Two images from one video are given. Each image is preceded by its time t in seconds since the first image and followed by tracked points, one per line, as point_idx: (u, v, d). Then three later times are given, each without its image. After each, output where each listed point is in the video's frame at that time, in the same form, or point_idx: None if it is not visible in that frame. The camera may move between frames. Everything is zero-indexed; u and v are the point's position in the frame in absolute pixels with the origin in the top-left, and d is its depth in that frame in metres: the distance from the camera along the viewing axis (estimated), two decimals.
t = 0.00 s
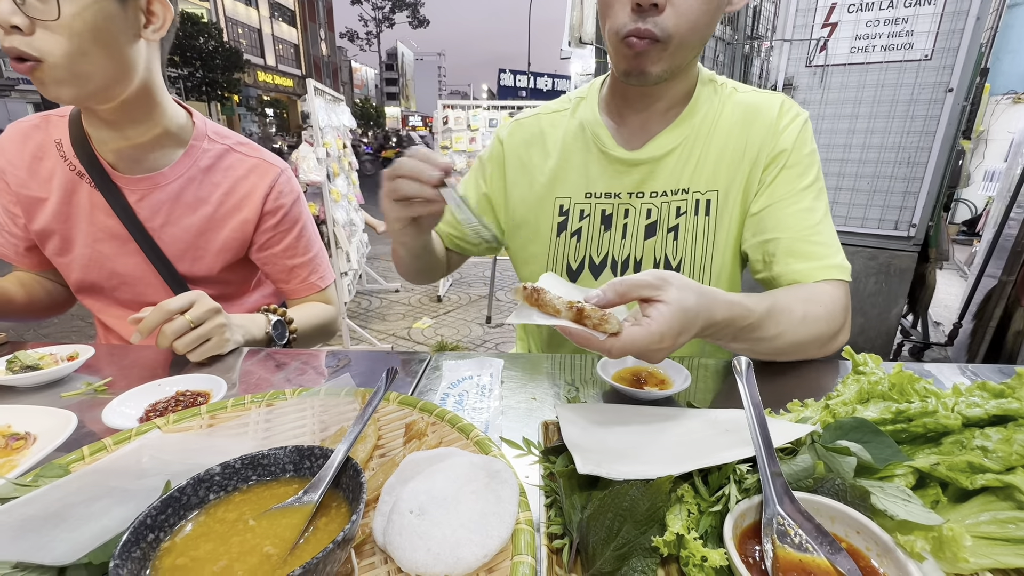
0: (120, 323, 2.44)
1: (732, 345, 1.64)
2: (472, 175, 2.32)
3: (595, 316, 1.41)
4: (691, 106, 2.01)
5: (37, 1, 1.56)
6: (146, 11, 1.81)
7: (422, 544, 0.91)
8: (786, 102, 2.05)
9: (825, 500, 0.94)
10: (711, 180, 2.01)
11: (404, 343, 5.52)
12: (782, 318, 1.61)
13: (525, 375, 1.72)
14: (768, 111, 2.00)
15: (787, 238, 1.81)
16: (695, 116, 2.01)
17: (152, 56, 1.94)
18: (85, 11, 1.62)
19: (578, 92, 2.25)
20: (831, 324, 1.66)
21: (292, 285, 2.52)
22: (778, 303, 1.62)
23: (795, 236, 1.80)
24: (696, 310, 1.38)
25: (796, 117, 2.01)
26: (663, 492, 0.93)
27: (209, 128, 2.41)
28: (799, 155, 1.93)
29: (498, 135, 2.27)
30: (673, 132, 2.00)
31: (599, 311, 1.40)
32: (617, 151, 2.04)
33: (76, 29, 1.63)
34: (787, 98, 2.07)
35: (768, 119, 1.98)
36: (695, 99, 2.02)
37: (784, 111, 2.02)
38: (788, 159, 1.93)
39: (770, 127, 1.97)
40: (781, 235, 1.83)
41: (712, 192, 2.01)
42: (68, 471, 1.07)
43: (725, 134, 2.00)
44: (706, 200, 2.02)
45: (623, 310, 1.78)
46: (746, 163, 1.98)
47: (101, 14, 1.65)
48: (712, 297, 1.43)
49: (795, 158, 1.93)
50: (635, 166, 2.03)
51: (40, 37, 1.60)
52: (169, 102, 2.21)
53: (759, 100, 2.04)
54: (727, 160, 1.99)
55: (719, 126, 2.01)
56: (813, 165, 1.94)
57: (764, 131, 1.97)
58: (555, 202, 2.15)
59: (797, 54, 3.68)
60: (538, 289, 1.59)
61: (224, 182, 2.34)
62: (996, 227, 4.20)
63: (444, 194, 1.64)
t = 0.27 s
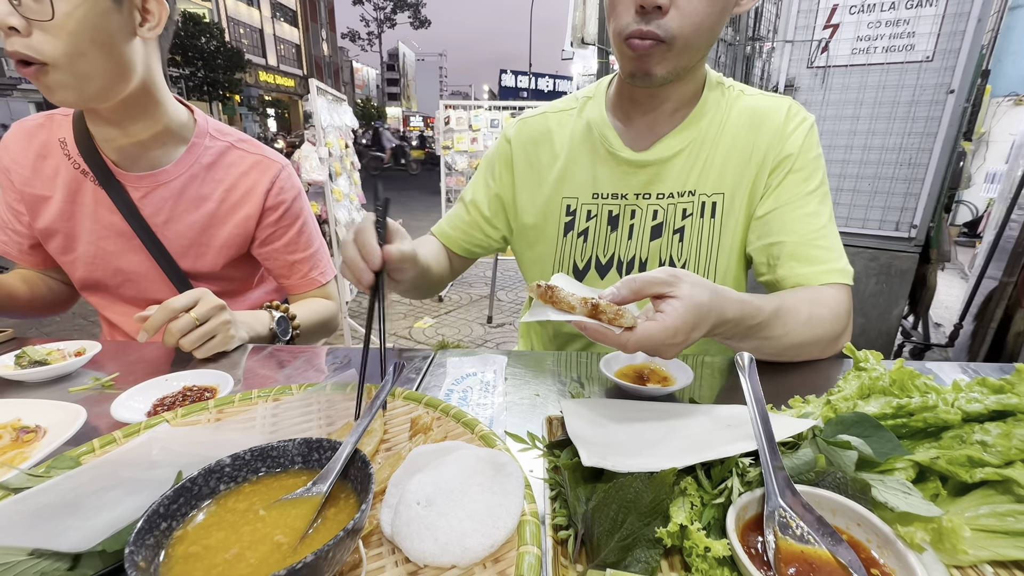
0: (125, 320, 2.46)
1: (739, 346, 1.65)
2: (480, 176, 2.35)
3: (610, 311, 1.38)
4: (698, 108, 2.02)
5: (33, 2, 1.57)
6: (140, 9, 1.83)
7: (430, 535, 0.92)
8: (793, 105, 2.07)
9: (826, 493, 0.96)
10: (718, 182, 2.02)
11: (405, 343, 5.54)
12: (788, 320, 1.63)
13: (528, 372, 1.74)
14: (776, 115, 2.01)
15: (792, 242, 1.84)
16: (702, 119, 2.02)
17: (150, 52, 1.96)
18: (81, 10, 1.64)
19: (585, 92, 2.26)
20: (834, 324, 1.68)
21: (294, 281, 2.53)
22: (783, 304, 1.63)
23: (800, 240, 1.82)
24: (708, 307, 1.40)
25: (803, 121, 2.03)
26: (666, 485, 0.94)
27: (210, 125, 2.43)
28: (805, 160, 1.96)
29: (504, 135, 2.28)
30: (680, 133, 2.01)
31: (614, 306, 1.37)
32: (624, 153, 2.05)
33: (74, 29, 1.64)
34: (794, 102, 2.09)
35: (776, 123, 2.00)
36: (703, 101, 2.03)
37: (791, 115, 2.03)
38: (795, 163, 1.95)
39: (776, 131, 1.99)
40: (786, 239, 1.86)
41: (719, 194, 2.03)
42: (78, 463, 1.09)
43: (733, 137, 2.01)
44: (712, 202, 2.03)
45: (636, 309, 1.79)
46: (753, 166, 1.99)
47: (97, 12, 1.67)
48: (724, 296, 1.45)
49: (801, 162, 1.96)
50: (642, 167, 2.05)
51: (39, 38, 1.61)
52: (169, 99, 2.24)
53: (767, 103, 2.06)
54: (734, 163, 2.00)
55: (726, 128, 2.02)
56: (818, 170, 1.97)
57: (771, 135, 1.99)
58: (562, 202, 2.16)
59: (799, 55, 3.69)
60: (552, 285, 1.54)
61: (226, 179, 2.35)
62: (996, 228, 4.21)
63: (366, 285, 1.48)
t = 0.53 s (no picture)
0: (134, 315, 2.50)
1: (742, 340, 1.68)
2: (486, 166, 2.37)
3: (615, 301, 1.44)
4: (706, 108, 2.06)
5: (33, 4, 1.61)
6: (139, 4, 1.83)
7: (441, 516, 0.96)
8: (799, 107, 2.11)
9: (825, 478, 0.99)
10: (724, 181, 2.06)
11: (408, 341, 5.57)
12: (789, 315, 1.66)
13: (533, 365, 1.77)
14: (782, 117, 2.05)
15: (794, 240, 1.87)
16: (712, 119, 2.05)
17: (151, 48, 1.99)
18: (80, 8, 1.67)
19: (594, 89, 2.29)
20: (834, 319, 1.71)
21: (298, 275, 2.56)
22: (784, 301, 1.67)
23: (802, 239, 1.86)
24: (711, 299, 1.43)
25: (808, 123, 2.07)
26: (670, 469, 0.97)
27: (215, 121, 2.45)
28: (809, 160, 2.00)
29: (513, 132, 2.31)
30: (689, 133, 2.05)
31: (620, 296, 1.42)
32: (633, 152, 2.08)
33: (73, 27, 1.67)
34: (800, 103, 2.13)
35: (781, 124, 2.04)
36: (710, 101, 2.06)
37: (797, 116, 2.07)
38: (800, 164, 1.99)
39: (783, 133, 2.03)
40: (788, 237, 1.89)
41: (725, 193, 2.06)
42: (99, 448, 1.12)
43: (740, 137, 2.04)
44: (718, 201, 2.07)
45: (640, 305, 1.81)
46: (760, 166, 2.03)
47: (95, 9, 1.70)
48: (727, 289, 1.48)
49: (806, 163, 2.00)
50: (651, 166, 2.08)
51: (41, 39, 1.66)
52: (173, 96, 2.27)
53: (773, 105, 2.10)
54: (741, 163, 2.04)
55: (734, 129, 2.06)
56: (822, 170, 2.01)
57: (777, 136, 2.03)
58: (571, 199, 2.20)
59: (800, 56, 3.72)
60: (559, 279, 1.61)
61: (230, 174, 2.38)
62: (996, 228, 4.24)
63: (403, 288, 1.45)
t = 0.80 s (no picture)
0: (143, 310, 2.52)
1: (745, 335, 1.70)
2: (495, 165, 2.38)
3: (620, 298, 1.45)
4: (714, 107, 2.07)
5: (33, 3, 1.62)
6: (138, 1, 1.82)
7: (451, 502, 0.97)
8: (806, 106, 2.12)
9: (828, 466, 1.01)
10: (731, 179, 2.07)
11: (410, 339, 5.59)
12: (792, 311, 1.68)
13: (539, 359, 1.79)
14: (789, 116, 2.07)
15: (798, 237, 1.89)
16: (720, 118, 2.07)
17: (153, 46, 1.98)
18: (79, 7, 1.67)
19: (602, 87, 2.30)
20: (836, 315, 1.73)
21: (302, 271, 2.58)
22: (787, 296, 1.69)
23: (805, 235, 1.88)
24: (714, 295, 1.45)
25: (815, 122, 2.09)
26: (676, 457, 0.99)
27: (218, 118, 2.46)
28: (815, 159, 2.02)
29: (521, 129, 2.33)
30: (697, 132, 2.06)
31: (624, 294, 1.43)
32: (642, 149, 2.10)
33: (74, 26, 1.68)
34: (806, 102, 2.15)
35: (788, 123, 2.05)
36: (718, 99, 2.08)
37: (803, 115, 2.09)
38: (806, 163, 2.01)
39: (789, 131, 2.05)
40: (792, 234, 1.91)
41: (731, 191, 2.08)
42: (116, 437, 1.14)
43: (747, 135, 2.06)
44: (724, 199, 2.09)
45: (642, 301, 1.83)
46: (766, 164, 2.05)
47: (95, 8, 1.69)
48: (730, 285, 1.50)
49: (812, 161, 2.02)
50: (658, 163, 2.10)
51: (43, 39, 1.67)
52: (176, 92, 2.27)
53: (780, 103, 2.12)
54: (747, 161, 2.06)
55: (741, 126, 2.07)
56: (828, 168, 2.03)
57: (783, 134, 2.04)
58: (579, 195, 2.22)
59: (803, 55, 3.74)
60: (563, 279, 1.63)
61: (235, 170, 2.39)
62: (999, 228, 4.24)
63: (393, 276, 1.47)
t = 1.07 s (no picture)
0: (147, 310, 2.54)
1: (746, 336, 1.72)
2: (502, 171, 2.40)
3: (617, 312, 1.51)
4: (715, 109, 2.10)
5: (38, 12, 1.63)
6: (139, 5, 1.82)
7: (460, 498, 1.00)
8: (806, 109, 2.14)
9: (829, 465, 1.03)
10: (732, 181, 2.10)
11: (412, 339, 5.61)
12: (792, 312, 1.70)
13: (542, 359, 1.82)
14: (789, 118, 2.09)
15: (797, 238, 1.91)
16: (721, 120, 2.09)
17: (155, 49, 1.98)
18: (82, 14, 1.67)
19: (605, 90, 2.33)
20: (836, 316, 1.75)
21: (306, 271, 2.60)
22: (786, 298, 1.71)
23: (805, 236, 1.90)
24: (711, 305, 1.46)
25: (815, 124, 2.11)
26: (680, 454, 1.02)
27: (222, 119, 2.48)
28: (815, 161, 2.04)
29: (525, 131, 2.35)
30: (699, 135, 2.09)
31: (621, 308, 1.50)
32: (644, 151, 2.12)
33: (78, 34, 1.69)
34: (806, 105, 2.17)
35: (789, 125, 2.08)
36: (720, 102, 2.10)
37: (804, 118, 2.11)
38: (806, 165, 2.03)
39: (789, 134, 2.07)
40: (791, 235, 1.93)
41: (732, 192, 2.10)
42: (128, 433, 1.16)
43: (748, 137, 2.08)
44: (725, 200, 2.11)
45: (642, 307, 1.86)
46: (767, 166, 2.07)
47: (98, 15, 1.70)
48: (726, 294, 1.52)
49: (812, 163, 2.04)
50: (661, 165, 2.12)
51: (48, 47, 1.68)
52: (179, 93, 2.28)
53: (780, 106, 2.14)
54: (748, 163, 2.08)
55: (742, 129, 2.09)
56: (828, 170, 2.05)
57: (784, 137, 2.07)
58: (582, 197, 2.24)
59: (804, 58, 3.76)
60: (560, 292, 1.66)
61: (239, 171, 2.41)
62: (998, 230, 4.27)
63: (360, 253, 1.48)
